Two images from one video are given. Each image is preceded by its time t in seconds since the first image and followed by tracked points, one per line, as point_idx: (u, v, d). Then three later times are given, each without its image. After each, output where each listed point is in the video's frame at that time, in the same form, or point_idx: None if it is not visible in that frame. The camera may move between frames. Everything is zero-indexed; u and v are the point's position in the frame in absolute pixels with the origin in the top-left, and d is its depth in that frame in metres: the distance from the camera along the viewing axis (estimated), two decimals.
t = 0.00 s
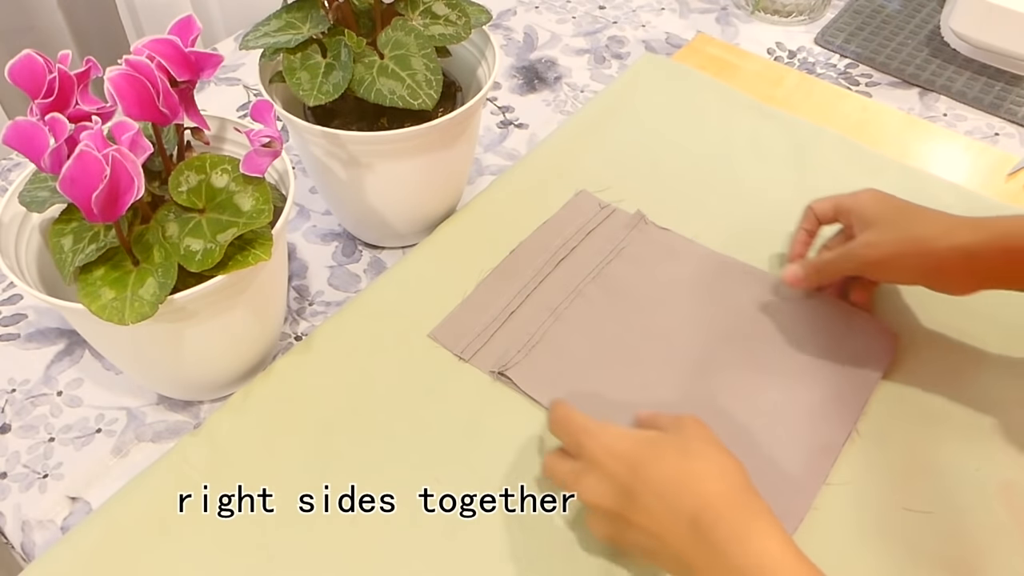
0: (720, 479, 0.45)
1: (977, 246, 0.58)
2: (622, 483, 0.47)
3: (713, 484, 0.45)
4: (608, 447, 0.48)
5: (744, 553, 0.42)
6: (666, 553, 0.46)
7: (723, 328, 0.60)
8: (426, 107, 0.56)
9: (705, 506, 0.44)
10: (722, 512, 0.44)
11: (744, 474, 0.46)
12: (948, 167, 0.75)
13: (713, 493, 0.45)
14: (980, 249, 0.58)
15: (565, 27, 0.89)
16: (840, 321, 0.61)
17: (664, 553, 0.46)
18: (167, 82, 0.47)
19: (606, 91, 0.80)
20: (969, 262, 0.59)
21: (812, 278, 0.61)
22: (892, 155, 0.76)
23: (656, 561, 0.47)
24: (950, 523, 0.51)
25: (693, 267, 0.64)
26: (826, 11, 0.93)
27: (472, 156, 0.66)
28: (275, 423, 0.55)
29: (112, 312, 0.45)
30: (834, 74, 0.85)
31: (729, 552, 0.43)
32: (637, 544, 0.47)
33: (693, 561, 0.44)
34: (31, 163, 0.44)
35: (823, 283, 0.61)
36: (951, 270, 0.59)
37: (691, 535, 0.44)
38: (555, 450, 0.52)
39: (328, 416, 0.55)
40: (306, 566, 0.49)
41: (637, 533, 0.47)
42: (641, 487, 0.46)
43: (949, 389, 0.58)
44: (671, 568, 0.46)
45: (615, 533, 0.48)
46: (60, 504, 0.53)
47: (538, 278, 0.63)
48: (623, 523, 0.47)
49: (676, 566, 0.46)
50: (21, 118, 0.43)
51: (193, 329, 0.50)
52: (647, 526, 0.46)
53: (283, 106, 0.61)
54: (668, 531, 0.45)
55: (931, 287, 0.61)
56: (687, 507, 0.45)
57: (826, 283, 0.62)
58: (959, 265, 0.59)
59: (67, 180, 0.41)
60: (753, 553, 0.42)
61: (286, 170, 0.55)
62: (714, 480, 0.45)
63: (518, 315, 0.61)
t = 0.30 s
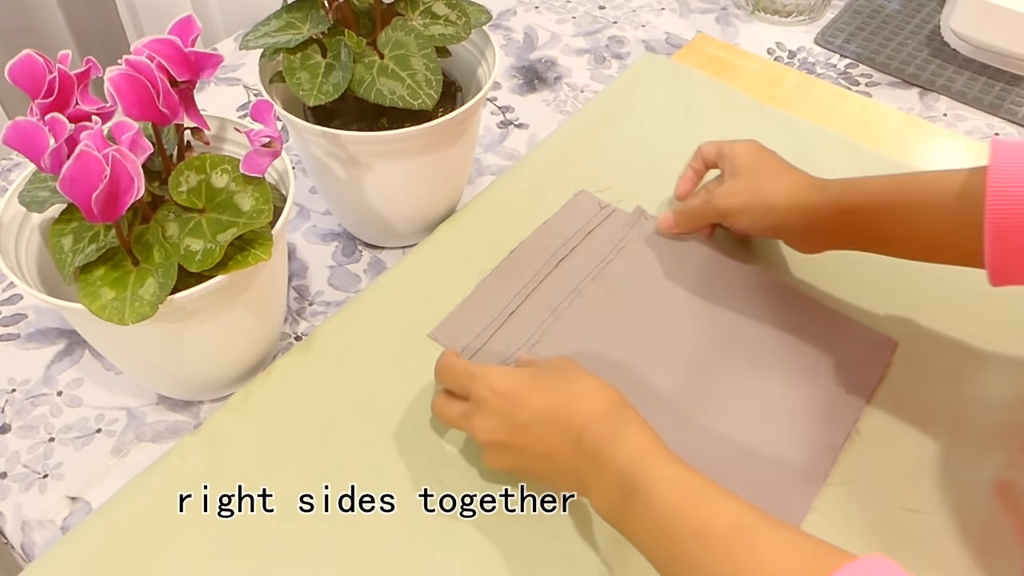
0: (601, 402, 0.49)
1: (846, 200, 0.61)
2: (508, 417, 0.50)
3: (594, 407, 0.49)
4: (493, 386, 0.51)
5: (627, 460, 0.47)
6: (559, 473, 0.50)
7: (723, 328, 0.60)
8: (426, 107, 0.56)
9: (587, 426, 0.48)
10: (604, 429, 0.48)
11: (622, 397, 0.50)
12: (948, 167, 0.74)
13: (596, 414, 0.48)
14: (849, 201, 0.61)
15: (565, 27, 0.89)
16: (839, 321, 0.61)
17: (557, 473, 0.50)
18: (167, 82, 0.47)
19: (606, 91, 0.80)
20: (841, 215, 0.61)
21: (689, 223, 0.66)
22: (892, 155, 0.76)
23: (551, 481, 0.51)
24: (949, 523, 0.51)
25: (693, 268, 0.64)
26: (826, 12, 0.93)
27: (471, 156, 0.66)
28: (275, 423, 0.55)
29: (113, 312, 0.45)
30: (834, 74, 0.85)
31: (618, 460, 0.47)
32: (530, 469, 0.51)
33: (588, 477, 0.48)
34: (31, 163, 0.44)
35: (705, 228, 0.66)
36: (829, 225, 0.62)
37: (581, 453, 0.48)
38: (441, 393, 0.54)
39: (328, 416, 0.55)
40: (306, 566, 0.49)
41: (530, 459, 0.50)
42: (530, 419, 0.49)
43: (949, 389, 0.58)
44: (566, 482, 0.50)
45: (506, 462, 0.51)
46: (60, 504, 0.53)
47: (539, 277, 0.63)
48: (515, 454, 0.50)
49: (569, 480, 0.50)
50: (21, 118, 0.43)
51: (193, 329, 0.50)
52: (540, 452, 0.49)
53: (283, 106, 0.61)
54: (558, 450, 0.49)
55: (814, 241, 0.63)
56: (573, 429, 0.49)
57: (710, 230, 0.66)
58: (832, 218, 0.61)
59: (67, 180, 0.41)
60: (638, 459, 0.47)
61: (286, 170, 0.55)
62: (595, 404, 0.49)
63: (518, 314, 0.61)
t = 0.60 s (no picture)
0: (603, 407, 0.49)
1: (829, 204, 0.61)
2: (508, 422, 0.50)
3: (598, 414, 0.49)
4: (495, 391, 0.50)
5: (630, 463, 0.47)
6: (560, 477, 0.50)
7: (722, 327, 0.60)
8: (426, 107, 0.56)
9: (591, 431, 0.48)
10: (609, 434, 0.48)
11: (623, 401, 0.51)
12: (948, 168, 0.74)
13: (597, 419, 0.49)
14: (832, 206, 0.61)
15: (565, 27, 0.89)
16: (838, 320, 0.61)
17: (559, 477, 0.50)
18: (167, 82, 0.47)
19: (606, 91, 0.79)
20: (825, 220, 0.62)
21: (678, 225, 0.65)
22: (892, 155, 0.76)
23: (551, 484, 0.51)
24: (950, 523, 0.51)
25: (693, 268, 0.64)
26: (826, 12, 0.92)
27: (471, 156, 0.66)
28: (275, 423, 0.55)
29: (113, 312, 0.45)
30: (834, 74, 0.85)
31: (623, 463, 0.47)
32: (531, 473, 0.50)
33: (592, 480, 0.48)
34: (31, 163, 0.44)
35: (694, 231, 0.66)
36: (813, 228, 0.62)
37: (586, 457, 0.48)
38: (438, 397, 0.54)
39: (327, 416, 0.55)
40: (306, 566, 0.49)
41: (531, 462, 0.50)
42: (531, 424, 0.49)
43: (949, 388, 0.58)
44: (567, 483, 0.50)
45: (508, 467, 0.51)
46: (60, 504, 0.53)
47: (539, 277, 0.63)
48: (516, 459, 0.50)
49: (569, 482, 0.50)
50: (21, 118, 0.43)
51: (192, 329, 0.50)
52: (542, 456, 0.49)
53: (282, 106, 0.61)
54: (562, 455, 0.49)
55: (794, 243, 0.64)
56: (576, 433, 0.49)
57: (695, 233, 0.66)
58: (812, 222, 0.62)
59: (67, 180, 0.41)
60: (640, 462, 0.47)
61: (286, 170, 0.55)
62: (597, 409, 0.49)
63: (518, 314, 0.61)
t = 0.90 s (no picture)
0: (605, 417, 0.49)
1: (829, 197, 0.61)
2: (514, 430, 0.50)
3: (599, 423, 0.49)
4: (499, 399, 0.50)
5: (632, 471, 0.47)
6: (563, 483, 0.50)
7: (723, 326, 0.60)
8: (426, 107, 0.56)
9: (594, 439, 0.48)
10: (612, 443, 0.48)
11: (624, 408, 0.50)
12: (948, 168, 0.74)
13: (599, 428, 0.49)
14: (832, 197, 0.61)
15: (565, 27, 0.89)
16: (838, 320, 0.61)
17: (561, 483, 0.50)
18: (167, 82, 0.47)
19: (606, 92, 0.79)
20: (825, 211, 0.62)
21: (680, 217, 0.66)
22: (891, 154, 0.76)
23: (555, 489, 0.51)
24: (950, 523, 0.51)
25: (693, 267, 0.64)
26: (826, 12, 0.92)
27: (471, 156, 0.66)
28: (275, 423, 0.55)
29: (113, 312, 0.45)
30: (834, 74, 0.85)
31: (626, 472, 0.47)
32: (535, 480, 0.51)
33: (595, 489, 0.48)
34: (31, 163, 0.44)
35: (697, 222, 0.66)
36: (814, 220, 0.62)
37: (589, 466, 0.48)
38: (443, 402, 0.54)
39: (328, 416, 0.55)
40: (306, 565, 0.49)
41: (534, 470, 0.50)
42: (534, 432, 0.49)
43: (948, 388, 0.58)
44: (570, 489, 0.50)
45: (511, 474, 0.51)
46: (60, 504, 0.53)
47: (538, 277, 0.63)
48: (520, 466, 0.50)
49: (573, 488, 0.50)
50: (21, 118, 0.43)
51: (193, 330, 0.50)
52: (545, 464, 0.49)
53: (282, 106, 0.61)
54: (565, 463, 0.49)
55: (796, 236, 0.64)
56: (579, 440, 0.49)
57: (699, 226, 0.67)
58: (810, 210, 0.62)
59: (67, 180, 0.41)
60: (642, 470, 0.47)
61: (286, 170, 0.55)
62: (600, 418, 0.49)
63: (518, 314, 0.61)
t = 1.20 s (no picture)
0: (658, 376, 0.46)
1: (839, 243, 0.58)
2: (582, 395, 0.45)
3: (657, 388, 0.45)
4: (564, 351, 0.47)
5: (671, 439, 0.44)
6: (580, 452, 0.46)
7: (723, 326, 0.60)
8: (426, 107, 0.56)
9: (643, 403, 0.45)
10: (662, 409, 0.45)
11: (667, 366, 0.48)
12: (948, 167, 0.74)
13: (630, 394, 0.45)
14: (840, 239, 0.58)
15: (565, 27, 0.89)
16: (838, 320, 0.61)
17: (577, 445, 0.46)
18: (167, 82, 0.47)
19: (606, 92, 0.79)
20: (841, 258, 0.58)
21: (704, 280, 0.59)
22: (891, 155, 0.76)
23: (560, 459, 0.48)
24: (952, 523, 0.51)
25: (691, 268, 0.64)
26: (826, 12, 0.92)
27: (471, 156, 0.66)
28: (275, 423, 0.55)
29: (113, 312, 0.45)
30: (834, 74, 0.85)
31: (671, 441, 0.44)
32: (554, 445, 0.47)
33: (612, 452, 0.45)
34: (31, 163, 0.44)
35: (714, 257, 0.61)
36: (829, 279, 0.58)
37: (634, 427, 0.44)
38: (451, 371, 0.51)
39: (328, 416, 0.55)
40: (306, 565, 0.49)
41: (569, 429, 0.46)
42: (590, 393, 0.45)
43: (949, 388, 0.58)
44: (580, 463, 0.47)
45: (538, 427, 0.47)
46: (60, 504, 0.53)
47: (538, 277, 0.63)
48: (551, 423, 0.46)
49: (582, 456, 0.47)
50: (21, 118, 0.43)
51: (193, 329, 0.50)
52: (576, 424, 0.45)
53: (283, 106, 0.61)
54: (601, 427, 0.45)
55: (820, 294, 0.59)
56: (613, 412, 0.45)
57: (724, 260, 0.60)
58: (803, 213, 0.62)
59: (68, 180, 0.41)
60: (718, 457, 0.43)
61: (286, 170, 0.55)
62: (671, 395, 0.45)
63: (518, 314, 0.61)
